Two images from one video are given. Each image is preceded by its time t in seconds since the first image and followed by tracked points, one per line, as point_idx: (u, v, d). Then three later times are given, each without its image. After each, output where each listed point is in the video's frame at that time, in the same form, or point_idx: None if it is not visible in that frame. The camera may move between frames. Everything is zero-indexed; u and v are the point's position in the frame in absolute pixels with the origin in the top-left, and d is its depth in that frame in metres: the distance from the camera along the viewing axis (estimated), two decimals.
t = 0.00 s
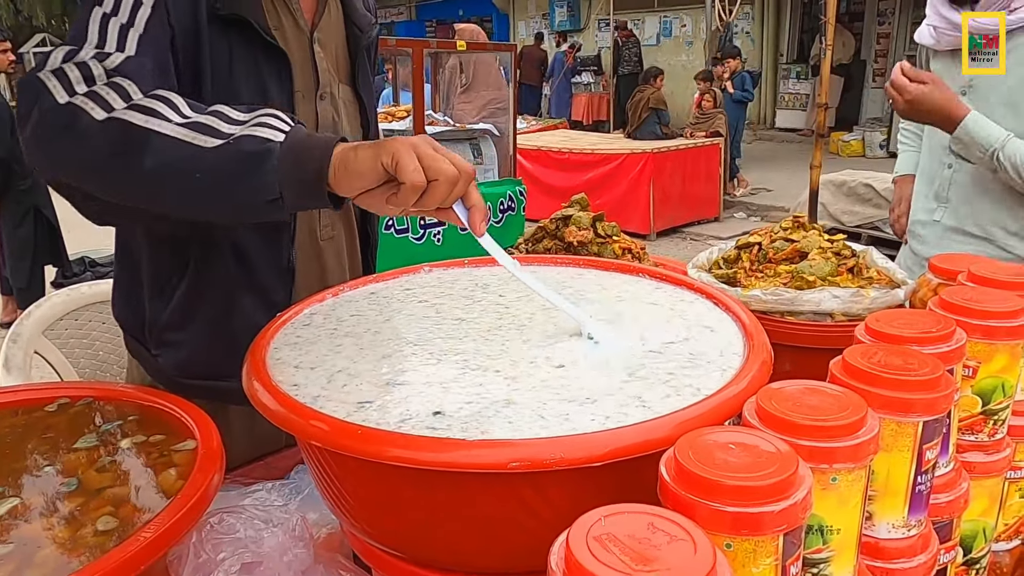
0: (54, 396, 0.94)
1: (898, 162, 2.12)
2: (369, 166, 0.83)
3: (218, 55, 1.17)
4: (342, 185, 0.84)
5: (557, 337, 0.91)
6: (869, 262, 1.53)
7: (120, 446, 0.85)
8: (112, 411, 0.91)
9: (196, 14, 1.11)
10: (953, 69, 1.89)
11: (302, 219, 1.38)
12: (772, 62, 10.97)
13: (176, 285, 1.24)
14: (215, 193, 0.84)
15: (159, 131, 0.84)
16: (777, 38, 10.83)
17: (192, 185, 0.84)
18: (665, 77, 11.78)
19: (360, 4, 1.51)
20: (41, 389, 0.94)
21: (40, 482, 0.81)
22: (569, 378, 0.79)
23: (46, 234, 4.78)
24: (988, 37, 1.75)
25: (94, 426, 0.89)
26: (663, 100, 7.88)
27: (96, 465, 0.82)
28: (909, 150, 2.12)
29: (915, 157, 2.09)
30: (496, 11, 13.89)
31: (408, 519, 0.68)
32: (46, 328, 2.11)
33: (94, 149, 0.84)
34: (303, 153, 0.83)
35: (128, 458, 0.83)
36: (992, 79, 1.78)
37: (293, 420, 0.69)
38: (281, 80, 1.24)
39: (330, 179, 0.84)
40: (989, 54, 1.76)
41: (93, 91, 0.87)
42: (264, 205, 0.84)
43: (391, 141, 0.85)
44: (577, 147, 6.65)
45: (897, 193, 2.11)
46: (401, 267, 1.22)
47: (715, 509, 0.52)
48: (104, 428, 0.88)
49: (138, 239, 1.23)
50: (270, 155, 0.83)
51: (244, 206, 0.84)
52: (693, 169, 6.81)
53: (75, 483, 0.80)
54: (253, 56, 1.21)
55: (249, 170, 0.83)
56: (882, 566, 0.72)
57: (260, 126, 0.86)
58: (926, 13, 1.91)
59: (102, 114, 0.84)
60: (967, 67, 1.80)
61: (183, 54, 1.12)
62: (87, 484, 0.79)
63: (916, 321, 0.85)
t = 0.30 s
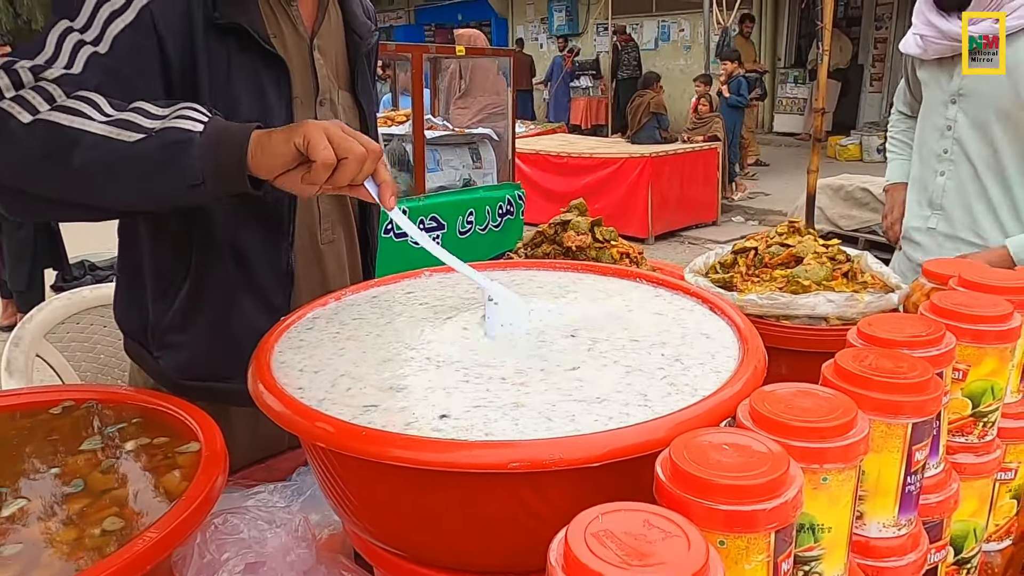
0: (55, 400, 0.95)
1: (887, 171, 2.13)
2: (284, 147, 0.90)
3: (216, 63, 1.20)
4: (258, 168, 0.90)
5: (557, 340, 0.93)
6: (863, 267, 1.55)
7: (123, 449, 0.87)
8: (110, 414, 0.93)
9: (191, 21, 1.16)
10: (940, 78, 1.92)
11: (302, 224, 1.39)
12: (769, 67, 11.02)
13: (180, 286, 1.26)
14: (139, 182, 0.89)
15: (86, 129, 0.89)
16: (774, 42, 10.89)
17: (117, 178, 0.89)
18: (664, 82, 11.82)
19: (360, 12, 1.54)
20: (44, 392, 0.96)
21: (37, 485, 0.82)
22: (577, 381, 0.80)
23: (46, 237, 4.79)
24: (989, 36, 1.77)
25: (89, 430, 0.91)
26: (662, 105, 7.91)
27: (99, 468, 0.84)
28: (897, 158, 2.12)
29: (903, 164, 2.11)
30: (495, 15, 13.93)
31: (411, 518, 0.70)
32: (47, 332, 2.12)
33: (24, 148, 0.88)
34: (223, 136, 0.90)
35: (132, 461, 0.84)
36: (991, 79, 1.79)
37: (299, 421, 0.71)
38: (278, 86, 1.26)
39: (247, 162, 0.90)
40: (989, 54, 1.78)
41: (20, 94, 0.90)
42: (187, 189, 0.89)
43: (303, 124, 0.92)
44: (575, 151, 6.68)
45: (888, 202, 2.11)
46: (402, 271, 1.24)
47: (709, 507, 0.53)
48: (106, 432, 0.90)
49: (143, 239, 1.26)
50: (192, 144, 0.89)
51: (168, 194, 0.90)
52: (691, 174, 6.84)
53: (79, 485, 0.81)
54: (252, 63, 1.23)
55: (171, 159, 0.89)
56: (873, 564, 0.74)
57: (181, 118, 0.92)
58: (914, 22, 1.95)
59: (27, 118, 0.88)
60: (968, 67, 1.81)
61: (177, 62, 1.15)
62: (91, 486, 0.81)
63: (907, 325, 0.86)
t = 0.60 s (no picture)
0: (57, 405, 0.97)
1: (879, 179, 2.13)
2: (225, 87, 0.91)
3: (213, 65, 1.22)
4: (208, 117, 0.93)
5: (561, 342, 0.95)
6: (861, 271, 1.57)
7: (131, 450, 0.89)
8: (108, 420, 0.95)
9: (186, 26, 1.19)
10: (935, 84, 1.95)
11: (303, 228, 1.41)
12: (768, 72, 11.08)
13: (182, 285, 1.28)
14: (98, 154, 0.92)
15: (40, 105, 0.91)
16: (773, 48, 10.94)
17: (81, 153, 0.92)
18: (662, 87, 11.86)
19: (361, 18, 1.61)
20: (48, 396, 0.97)
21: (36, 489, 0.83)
22: (584, 381, 0.82)
23: (46, 240, 4.81)
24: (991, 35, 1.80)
25: (88, 434, 0.92)
26: (661, 110, 7.94)
27: (108, 469, 0.86)
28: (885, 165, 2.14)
29: (895, 171, 2.12)
30: (494, 20, 13.97)
31: (418, 516, 0.71)
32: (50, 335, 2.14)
33: None
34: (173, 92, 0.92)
35: (140, 462, 0.86)
36: (988, 85, 1.83)
37: (309, 421, 0.73)
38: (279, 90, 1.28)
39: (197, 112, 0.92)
40: (989, 53, 1.81)
41: None
42: (144, 151, 0.92)
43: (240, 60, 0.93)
44: (574, 156, 6.72)
45: (882, 210, 2.12)
46: (406, 275, 1.25)
47: (710, 502, 0.55)
48: (114, 434, 0.92)
49: (146, 237, 1.28)
50: (140, 104, 0.92)
51: (126, 162, 0.93)
52: (690, 178, 6.87)
53: (88, 485, 0.83)
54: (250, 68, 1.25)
55: (123, 124, 0.91)
56: (870, 561, 0.75)
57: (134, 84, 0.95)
58: (910, 27, 1.96)
59: None
60: (967, 67, 1.84)
61: (174, 67, 1.19)
62: (100, 486, 0.83)
63: (903, 327, 0.88)
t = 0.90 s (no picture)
0: (64, 408, 1.00)
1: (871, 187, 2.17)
2: (232, 174, 0.91)
3: (222, 75, 1.28)
4: (220, 198, 0.94)
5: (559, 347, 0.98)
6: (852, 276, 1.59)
7: (137, 452, 0.92)
8: (107, 424, 0.97)
9: (197, 34, 1.24)
10: (926, 93, 1.99)
11: (306, 233, 1.44)
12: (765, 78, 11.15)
13: (188, 293, 1.31)
14: (117, 211, 0.96)
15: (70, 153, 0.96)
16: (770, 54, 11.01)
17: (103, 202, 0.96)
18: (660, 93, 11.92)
19: (360, 28, 1.65)
20: (55, 397, 1.00)
21: (30, 497, 0.85)
22: (581, 383, 0.85)
23: (48, 246, 4.85)
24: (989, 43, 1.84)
25: (85, 438, 0.95)
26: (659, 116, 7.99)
27: (115, 471, 0.89)
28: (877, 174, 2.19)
29: (886, 179, 2.16)
30: (493, 26, 14.05)
31: (418, 513, 0.74)
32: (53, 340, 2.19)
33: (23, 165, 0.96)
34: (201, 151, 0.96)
35: (147, 464, 0.89)
36: (976, 94, 1.87)
37: (313, 421, 0.76)
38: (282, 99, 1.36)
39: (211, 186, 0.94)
40: (989, 54, 1.84)
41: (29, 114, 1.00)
42: (161, 222, 0.96)
43: (249, 144, 0.91)
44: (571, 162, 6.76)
45: (873, 216, 2.17)
46: (406, 281, 1.28)
47: (698, 498, 0.58)
48: (121, 436, 0.95)
49: (153, 253, 1.30)
50: (157, 171, 0.95)
51: (148, 224, 0.97)
52: (687, 183, 6.91)
53: (96, 486, 0.86)
54: (257, 77, 1.33)
55: (142, 187, 0.95)
56: (855, 557, 0.78)
57: (159, 144, 0.98)
58: (901, 37, 1.99)
59: (34, 135, 0.96)
60: (967, 67, 1.87)
61: (185, 71, 1.24)
62: (107, 488, 0.86)
63: (890, 332, 0.91)
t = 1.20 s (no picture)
0: (63, 414, 1.03)
1: (859, 196, 2.21)
2: (270, 203, 0.99)
3: (223, 89, 1.38)
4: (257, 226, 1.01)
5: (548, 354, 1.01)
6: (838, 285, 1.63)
7: (140, 456, 0.96)
8: (108, 429, 1.01)
9: (197, 54, 1.34)
10: (911, 104, 2.03)
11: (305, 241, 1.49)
12: (762, 85, 11.23)
13: (191, 297, 1.35)
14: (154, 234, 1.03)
15: (110, 184, 1.03)
16: (767, 60, 11.09)
17: (137, 223, 1.03)
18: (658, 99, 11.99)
19: (357, 43, 1.70)
20: (59, 403, 1.04)
21: (26, 502, 0.88)
22: (563, 391, 0.88)
23: (48, 253, 4.90)
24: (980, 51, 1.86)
25: (82, 442, 0.99)
26: (657, 122, 8.05)
27: (119, 475, 0.93)
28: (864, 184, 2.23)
29: (873, 189, 2.21)
30: (492, 33, 14.12)
31: (409, 514, 0.78)
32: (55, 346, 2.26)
33: (60, 195, 1.05)
34: (232, 182, 1.02)
35: (149, 468, 0.93)
36: (959, 106, 1.92)
37: (310, 426, 0.79)
38: (281, 112, 1.44)
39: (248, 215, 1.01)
40: (988, 53, 1.85)
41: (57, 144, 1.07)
42: (195, 242, 1.03)
43: (285, 177, 0.99)
44: (571, 167, 6.78)
45: (862, 226, 2.19)
46: (401, 290, 1.32)
47: (673, 499, 0.61)
48: (124, 441, 0.99)
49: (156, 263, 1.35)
50: (196, 201, 1.02)
51: (182, 243, 1.04)
52: (684, 190, 6.96)
53: (100, 490, 0.90)
54: (257, 90, 1.41)
55: (182, 214, 1.02)
56: (828, 556, 0.81)
57: (191, 174, 1.04)
58: (886, 50, 2.05)
59: (61, 165, 1.05)
60: (967, 67, 1.88)
61: (190, 95, 1.34)
62: (110, 491, 0.90)
63: (865, 339, 0.94)
